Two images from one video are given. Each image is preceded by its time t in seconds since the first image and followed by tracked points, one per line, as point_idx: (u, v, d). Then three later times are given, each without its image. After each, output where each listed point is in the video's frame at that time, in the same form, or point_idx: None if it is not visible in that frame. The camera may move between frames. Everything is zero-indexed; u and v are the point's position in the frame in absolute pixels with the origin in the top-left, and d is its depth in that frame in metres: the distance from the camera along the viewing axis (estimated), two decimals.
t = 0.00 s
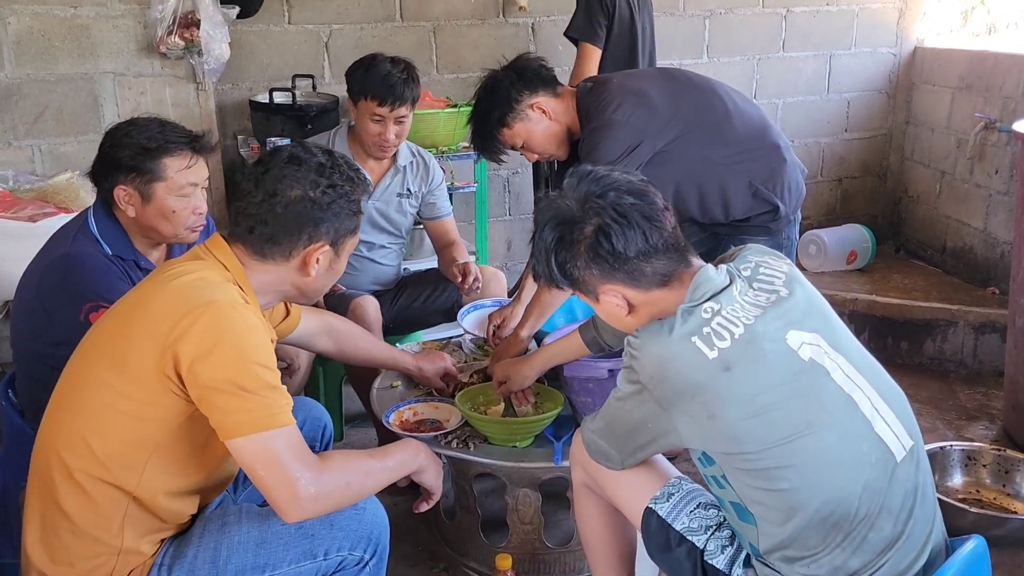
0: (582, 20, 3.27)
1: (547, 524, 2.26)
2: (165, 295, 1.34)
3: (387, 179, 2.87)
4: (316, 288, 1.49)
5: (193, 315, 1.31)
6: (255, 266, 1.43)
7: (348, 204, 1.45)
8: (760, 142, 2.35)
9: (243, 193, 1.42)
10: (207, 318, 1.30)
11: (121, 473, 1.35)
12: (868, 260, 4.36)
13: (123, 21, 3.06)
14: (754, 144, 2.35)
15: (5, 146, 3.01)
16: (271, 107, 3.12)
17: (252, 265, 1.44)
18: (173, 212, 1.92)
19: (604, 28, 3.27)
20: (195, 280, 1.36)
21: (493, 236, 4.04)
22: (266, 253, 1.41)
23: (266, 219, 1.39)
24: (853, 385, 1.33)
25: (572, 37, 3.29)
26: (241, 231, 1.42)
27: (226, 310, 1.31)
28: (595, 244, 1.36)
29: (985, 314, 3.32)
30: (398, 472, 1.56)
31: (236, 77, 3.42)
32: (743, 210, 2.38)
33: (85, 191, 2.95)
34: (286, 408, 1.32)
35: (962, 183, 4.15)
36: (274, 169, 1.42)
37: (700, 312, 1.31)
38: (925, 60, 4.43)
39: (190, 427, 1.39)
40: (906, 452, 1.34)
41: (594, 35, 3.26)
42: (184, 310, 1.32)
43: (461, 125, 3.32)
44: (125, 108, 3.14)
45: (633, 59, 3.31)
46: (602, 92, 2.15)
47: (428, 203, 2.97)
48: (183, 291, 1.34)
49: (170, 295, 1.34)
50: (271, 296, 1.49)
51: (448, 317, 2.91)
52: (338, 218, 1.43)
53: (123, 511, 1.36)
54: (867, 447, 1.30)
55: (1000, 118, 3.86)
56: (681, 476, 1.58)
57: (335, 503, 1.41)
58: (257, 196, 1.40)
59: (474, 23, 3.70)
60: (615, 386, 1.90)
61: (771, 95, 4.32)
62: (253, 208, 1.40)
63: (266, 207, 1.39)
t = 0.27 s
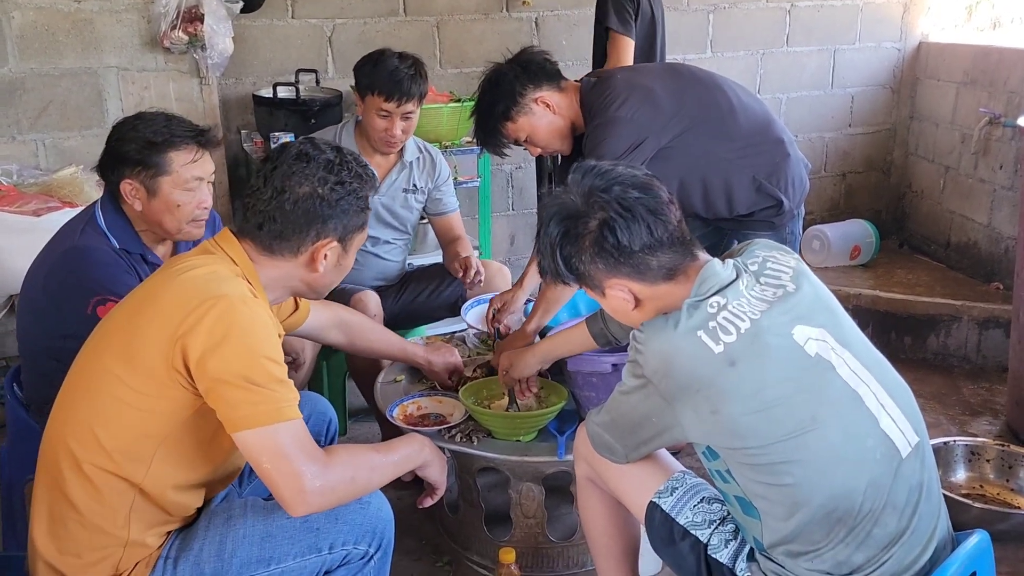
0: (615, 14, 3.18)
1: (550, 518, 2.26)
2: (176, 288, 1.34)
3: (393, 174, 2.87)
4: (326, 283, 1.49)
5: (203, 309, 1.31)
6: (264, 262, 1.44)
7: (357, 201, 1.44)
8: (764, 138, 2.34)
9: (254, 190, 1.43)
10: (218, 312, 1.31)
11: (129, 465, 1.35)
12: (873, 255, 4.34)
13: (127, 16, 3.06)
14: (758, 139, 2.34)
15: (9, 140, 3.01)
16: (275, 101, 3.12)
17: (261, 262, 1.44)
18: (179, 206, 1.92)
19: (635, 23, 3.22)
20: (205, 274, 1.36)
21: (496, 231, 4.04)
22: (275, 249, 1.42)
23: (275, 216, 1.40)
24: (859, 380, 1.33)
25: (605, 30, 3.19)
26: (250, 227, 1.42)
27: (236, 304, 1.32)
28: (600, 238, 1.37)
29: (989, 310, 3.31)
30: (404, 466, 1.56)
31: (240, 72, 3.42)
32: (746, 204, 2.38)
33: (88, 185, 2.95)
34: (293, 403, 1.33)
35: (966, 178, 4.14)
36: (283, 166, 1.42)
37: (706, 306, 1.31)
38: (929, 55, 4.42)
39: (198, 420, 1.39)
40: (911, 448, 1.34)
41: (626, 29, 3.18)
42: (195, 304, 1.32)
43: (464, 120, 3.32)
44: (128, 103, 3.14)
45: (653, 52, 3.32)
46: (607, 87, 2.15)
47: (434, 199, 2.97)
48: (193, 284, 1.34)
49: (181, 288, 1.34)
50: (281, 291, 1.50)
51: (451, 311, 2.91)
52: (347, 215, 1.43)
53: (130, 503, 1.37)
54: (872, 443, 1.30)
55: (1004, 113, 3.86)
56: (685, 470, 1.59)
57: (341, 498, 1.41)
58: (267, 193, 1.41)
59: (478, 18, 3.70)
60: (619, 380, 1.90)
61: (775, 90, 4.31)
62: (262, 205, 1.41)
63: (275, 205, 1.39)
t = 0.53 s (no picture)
0: (625, 22, 3.18)
1: (554, 515, 2.27)
2: (184, 284, 1.35)
3: (405, 170, 2.87)
4: (332, 279, 1.49)
5: (211, 305, 1.32)
6: (270, 259, 1.44)
7: (361, 196, 1.45)
8: (769, 135, 2.34)
9: (258, 186, 1.43)
10: (225, 309, 1.31)
11: (137, 460, 1.36)
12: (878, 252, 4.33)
13: (132, 12, 3.06)
14: (763, 136, 2.34)
15: (15, 137, 3.02)
16: (280, 98, 3.13)
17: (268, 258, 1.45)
18: (185, 201, 1.92)
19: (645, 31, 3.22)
20: (213, 270, 1.37)
21: (500, 228, 4.04)
22: (280, 245, 1.42)
23: (280, 212, 1.40)
24: (867, 376, 1.33)
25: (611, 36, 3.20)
26: (256, 224, 1.43)
27: (243, 301, 1.32)
28: (607, 234, 1.36)
29: (994, 308, 3.31)
30: (409, 462, 1.57)
31: (245, 68, 3.43)
32: (751, 202, 2.38)
33: (94, 181, 2.96)
34: (299, 399, 1.33)
35: (971, 176, 4.13)
36: (287, 162, 1.42)
37: (715, 301, 1.31)
38: (935, 52, 4.41)
39: (205, 416, 1.40)
40: (919, 445, 1.33)
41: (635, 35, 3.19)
42: (203, 300, 1.33)
43: (469, 117, 3.32)
44: (134, 99, 3.15)
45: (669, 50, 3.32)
46: (612, 85, 2.15)
47: (441, 195, 2.98)
48: (201, 280, 1.35)
49: (189, 285, 1.35)
50: (288, 288, 1.51)
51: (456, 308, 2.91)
52: (352, 210, 1.43)
53: (138, 498, 1.37)
54: (880, 440, 1.30)
55: (1010, 110, 3.85)
56: (689, 468, 1.59)
57: (346, 494, 1.42)
58: (272, 189, 1.41)
59: (483, 14, 3.69)
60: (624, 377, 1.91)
61: (780, 87, 4.30)
62: (266, 202, 1.41)
63: (280, 201, 1.40)
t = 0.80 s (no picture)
0: (624, 21, 3.18)
1: (556, 513, 2.27)
2: (189, 282, 1.35)
3: (408, 168, 2.87)
4: (335, 277, 1.49)
5: (216, 302, 1.32)
6: (273, 257, 1.44)
7: (364, 194, 1.45)
8: (773, 134, 2.34)
9: (263, 184, 1.43)
10: (229, 306, 1.31)
11: (141, 457, 1.36)
12: (879, 251, 4.34)
13: (135, 10, 3.06)
14: (766, 135, 2.34)
15: (18, 135, 3.03)
16: (282, 96, 3.13)
17: (270, 256, 1.45)
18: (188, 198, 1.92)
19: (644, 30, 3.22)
20: (217, 268, 1.37)
21: (502, 227, 4.04)
22: (283, 244, 1.42)
23: (283, 211, 1.40)
24: (870, 376, 1.32)
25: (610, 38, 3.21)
26: (260, 222, 1.43)
27: (248, 299, 1.32)
28: (613, 228, 1.36)
29: (997, 307, 3.30)
30: (411, 461, 1.57)
31: (247, 66, 3.43)
32: (755, 201, 2.38)
33: (97, 179, 2.96)
34: (302, 397, 1.33)
35: (974, 175, 4.13)
36: (291, 160, 1.42)
37: (719, 299, 1.31)
38: (938, 50, 4.40)
39: (209, 413, 1.40)
40: (921, 445, 1.33)
41: (634, 38, 3.19)
42: (207, 298, 1.33)
43: (471, 115, 3.31)
44: (137, 97, 3.15)
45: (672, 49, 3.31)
46: (615, 85, 2.15)
47: (444, 193, 2.98)
48: (206, 278, 1.35)
49: (194, 282, 1.35)
50: (292, 286, 1.51)
51: (457, 306, 2.92)
52: (355, 209, 1.43)
53: (141, 494, 1.37)
54: (883, 439, 1.29)
55: (1013, 109, 3.84)
56: (690, 467, 1.58)
57: (348, 492, 1.42)
58: (275, 187, 1.41)
59: (485, 13, 3.69)
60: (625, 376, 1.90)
61: (783, 86, 4.30)
62: (269, 200, 1.41)
63: (283, 199, 1.40)
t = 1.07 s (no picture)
0: (595, 27, 3.17)
1: (555, 511, 2.27)
2: (186, 280, 1.35)
3: (401, 164, 2.89)
4: (333, 274, 1.50)
5: (213, 300, 1.32)
6: (270, 255, 1.44)
7: (362, 192, 1.45)
8: (772, 133, 2.33)
9: (260, 180, 1.43)
10: (227, 304, 1.32)
11: (139, 455, 1.36)
12: (880, 250, 4.34)
13: (135, 8, 3.06)
14: (765, 134, 2.33)
15: (17, 133, 3.03)
16: (282, 94, 3.13)
17: (268, 252, 1.45)
18: (186, 197, 1.92)
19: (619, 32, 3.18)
20: (215, 266, 1.37)
21: (503, 225, 4.04)
22: (281, 241, 1.42)
23: (281, 208, 1.40)
24: (871, 374, 1.32)
25: (580, 40, 3.19)
26: (257, 219, 1.43)
27: (246, 296, 1.32)
28: (625, 216, 1.36)
29: (997, 305, 3.30)
30: (411, 458, 1.57)
31: (247, 65, 3.42)
32: (754, 199, 2.38)
33: (97, 177, 2.96)
34: (300, 395, 1.33)
35: (975, 173, 4.13)
36: (288, 158, 1.42)
37: (720, 295, 1.31)
38: (939, 49, 4.40)
39: (207, 411, 1.40)
40: (921, 444, 1.33)
41: (604, 40, 3.17)
42: (205, 295, 1.33)
43: (471, 114, 3.31)
44: (137, 95, 3.15)
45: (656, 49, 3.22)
46: (611, 86, 2.16)
47: (437, 185, 2.96)
48: (203, 276, 1.35)
49: (191, 280, 1.35)
50: (290, 283, 1.51)
51: (457, 304, 2.92)
52: (352, 206, 1.43)
53: (140, 492, 1.38)
54: (883, 438, 1.29)
55: (1014, 108, 3.84)
56: (688, 465, 1.58)
57: (348, 490, 1.42)
58: (273, 184, 1.41)
59: (485, 11, 3.69)
60: (624, 373, 1.90)
61: (783, 84, 4.29)
62: (267, 197, 1.41)
63: (281, 196, 1.40)
